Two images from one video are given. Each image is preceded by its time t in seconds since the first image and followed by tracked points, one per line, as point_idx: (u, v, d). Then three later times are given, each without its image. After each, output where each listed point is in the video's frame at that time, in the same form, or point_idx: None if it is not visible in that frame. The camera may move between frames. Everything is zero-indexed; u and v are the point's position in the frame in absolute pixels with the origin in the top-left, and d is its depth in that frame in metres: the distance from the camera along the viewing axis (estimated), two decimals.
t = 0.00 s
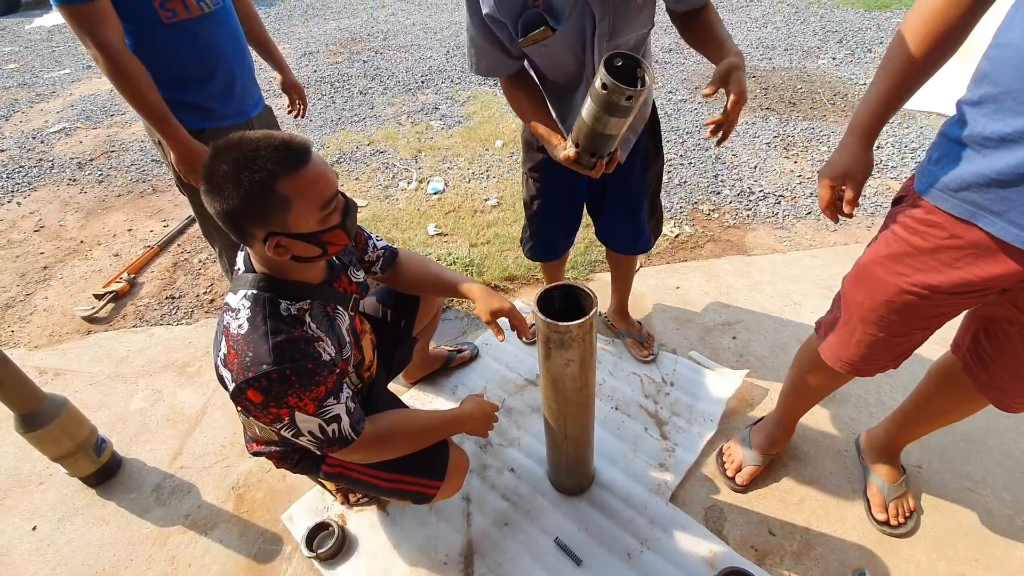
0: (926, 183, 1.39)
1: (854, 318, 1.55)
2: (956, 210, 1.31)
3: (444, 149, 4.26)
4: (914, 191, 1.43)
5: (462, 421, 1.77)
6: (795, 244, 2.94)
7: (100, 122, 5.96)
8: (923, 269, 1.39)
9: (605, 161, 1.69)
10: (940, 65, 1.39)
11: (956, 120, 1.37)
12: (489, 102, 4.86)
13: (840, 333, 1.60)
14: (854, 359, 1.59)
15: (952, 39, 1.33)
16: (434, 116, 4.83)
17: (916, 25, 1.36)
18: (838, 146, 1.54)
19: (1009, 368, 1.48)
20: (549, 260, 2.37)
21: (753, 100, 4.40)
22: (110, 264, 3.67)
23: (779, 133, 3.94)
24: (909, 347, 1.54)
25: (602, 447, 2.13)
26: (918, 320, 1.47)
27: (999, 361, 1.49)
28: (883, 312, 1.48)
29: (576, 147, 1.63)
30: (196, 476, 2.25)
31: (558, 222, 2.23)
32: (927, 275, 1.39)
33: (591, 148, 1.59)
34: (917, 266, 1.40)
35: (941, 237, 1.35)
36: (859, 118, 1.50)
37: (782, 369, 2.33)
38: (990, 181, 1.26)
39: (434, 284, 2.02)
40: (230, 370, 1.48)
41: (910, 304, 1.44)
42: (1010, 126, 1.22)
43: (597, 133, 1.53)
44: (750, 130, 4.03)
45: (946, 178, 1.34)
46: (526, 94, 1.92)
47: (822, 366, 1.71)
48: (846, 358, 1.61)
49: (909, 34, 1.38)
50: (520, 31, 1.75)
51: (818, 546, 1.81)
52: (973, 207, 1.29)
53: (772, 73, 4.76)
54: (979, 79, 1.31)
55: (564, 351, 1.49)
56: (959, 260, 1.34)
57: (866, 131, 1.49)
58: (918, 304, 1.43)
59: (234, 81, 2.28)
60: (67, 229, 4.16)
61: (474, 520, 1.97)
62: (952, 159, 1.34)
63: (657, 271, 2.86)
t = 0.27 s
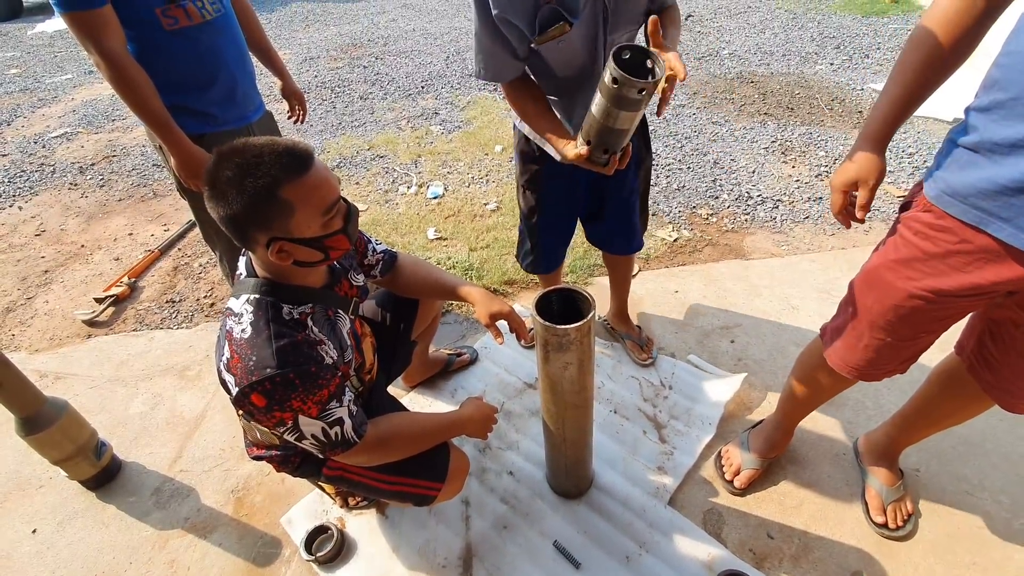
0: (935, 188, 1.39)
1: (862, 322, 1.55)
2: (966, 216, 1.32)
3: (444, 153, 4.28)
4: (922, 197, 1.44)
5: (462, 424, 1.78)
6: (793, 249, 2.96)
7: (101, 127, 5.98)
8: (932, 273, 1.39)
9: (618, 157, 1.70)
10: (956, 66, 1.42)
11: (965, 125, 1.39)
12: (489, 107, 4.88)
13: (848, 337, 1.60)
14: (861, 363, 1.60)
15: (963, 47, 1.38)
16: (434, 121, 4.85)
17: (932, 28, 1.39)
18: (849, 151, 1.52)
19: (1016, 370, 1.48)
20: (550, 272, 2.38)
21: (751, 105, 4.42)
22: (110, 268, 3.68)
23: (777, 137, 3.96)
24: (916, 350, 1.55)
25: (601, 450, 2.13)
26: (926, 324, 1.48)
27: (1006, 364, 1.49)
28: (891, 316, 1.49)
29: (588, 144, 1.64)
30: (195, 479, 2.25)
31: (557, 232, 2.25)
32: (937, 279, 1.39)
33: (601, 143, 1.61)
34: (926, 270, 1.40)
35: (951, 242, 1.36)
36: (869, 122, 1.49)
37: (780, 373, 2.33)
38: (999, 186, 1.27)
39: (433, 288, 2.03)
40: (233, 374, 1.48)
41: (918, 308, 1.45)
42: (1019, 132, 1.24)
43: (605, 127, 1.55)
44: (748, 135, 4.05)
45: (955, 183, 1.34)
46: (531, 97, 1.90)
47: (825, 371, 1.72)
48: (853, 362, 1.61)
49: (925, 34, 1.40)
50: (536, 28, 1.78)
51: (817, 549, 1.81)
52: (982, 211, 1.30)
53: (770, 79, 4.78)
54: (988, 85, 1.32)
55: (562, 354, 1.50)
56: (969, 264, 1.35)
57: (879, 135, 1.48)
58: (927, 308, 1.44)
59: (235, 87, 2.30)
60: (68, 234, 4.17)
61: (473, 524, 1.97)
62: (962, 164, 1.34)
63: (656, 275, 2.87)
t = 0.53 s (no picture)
0: (940, 186, 1.40)
1: (865, 318, 1.56)
2: (968, 214, 1.34)
3: (444, 157, 4.29)
4: (926, 195, 1.45)
5: (462, 426, 1.79)
6: (792, 251, 2.97)
7: (103, 131, 6.00)
8: (934, 269, 1.41)
9: (648, 149, 1.73)
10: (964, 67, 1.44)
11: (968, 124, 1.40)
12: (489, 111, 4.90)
13: (850, 334, 1.61)
14: (863, 359, 1.60)
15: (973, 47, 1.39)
16: (434, 124, 4.87)
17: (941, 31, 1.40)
18: (859, 148, 1.53)
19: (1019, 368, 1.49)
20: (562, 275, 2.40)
21: (750, 109, 4.44)
22: (112, 271, 3.69)
23: (776, 141, 3.98)
24: (917, 346, 1.56)
25: (601, 452, 2.14)
26: (927, 321, 1.48)
27: (1007, 361, 1.50)
28: (893, 312, 1.50)
29: (621, 135, 1.66)
30: (196, 481, 2.26)
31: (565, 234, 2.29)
32: (939, 275, 1.41)
33: (635, 134, 1.64)
34: (929, 266, 1.42)
35: (954, 239, 1.37)
36: (879, 121, 1.51)
37: (778, 375, 2.34)
38: (1003, 185, 1.28)
39: (433, 290, 2.05)
40: (236, 375, 1.49)
41: (921, 305, 1.46)
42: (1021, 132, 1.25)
43: (643, 115, 1.57)
44: (747, 138, 4.06)
45: (959, 183, 1.36)
46: (546, 93, 1.88)
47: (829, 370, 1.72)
48: (854, 358, 1.62)
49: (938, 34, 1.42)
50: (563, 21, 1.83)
51: (815, 550, 1.82)
52: (984, 210, 1.31)
53: (769, 83, 4.80)
54: (992, 86, 1.34)
55: (562, 356, 1.51)
56: (970, 261, 1.37)
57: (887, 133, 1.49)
58: (929, 304, 1.45)
59: (236, 90, 2.31)
60: (70, 236, 4.18)
61: (473, 525, 1.98)
62: (966, 163, 1.35)
63: (655, 278, 2.88)
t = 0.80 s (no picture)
0: (931, 173, 1.45)
1: (859, 310, 1.59)
2: (954, 201, 1.38)
3: (443, 161, 4.31)
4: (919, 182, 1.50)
5: (461, 428, 1.79)
6: (789, 254, 2.98)
7: (103, 135, 6.02)
8: (920, 254, 1.45)
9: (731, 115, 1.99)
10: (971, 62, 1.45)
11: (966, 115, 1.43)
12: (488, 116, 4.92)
13: (843, 321, 1.65)
14: (855, 346, 1.64)
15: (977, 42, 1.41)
16: (434, 129, 4.89)
17: (946, 29, 1.43)
18: (864, 139, 1.57)
19: (1009, 361, 1.51)
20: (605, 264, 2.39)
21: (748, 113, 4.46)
22: (112, 275, 3.70)
23: (774, 145, 3.99)
24: (912, 338, 1.59)
25: (599, 454, 2.14)
26: (918, 309, 1.51)
27: (997, 355, 1.52)
28: (882, 298, 1.54)
29: (713, 103, 1.89)
30: (195, 484, 2.26)
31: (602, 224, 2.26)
32: (930, 260, 1.44)
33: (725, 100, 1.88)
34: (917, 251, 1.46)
35: (940, 224, 1.41)
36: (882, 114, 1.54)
37: (776, 378, 2.35)
38: (989, 177, 1.32)
39: (433, 293, 2.05)
40: (236, 378, 1.50)
41: (909, 290, 1.49)
42: (1009, 124, 1.29)
43: (739, 80, 1.82)
44: (745, 142, 4.08)
45: (949, 171, 1.40)
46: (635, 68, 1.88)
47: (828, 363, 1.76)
48: (847, 345, 1.66)
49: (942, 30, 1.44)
50: None
51: (813, 552, 1.82)
52: (967, 198, 1.36)
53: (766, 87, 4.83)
54: (989, 78, 1.36)
55: (560, 357, 1.52)
56: (960, 245, 1.40)
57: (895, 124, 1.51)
58: (917, 290, 1.48)
59: (237, 94, 2.32)
60: (70, 240, 4.20)
61: (471, 527, 1.98)
62: (956, 150, 1.40)
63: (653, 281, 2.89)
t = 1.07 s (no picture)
0: (916, 176, 1.49)
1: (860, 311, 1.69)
2: (933, 204, 1.43)
3: (439, 166, 4.32)
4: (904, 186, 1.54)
5: (455, 433, 1.79)
6: (783, 258, 2.99)
7: (101, 142, 6.03)
8: (908, 259, 1.51)
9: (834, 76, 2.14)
10: (962, 59, 1.46)
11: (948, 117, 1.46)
12: (484, 121, 4.94)
13: (854, 325, 1.73)
14: (865, 348, 1.72)
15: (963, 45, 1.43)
16: (430, 134, 4.90)
17: (934, 29, 1.44)
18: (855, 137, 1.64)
19: (996, 359, 1.51)
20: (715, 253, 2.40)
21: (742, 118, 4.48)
22: (108, 281, 3.70)
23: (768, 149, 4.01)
24: (915, 341, 1.65)
25: (593, 458, 2.14)
26: (915, 312, 1.57)
27: (983, 354, 1.53)
28: (882, 304, 1.60)
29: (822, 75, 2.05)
30: (189, 489, 2.26)
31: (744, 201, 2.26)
32: (916, 264, 1.50)
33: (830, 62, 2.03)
34: (905, 256, 1.52)
35: (924, 228, 1.47)
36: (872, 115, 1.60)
37: (769, 381, 2.36)
38: (965, 174, 1.36)
39: (427, 299, 2.05)
40: (229, 386, 1.50)
41: (902, 295, 1.55)
42: (986, 122, 1.32)
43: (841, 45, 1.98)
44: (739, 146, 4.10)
45: (931, 172, 1.44)
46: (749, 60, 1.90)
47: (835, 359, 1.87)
48: (858, 349, 1.74)
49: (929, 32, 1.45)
50: None
51: (806, 555, 1.82)
52: (944, 198, 1.40)
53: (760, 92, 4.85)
54: (970, 79, 1.38)
55: (551, 362, 1.52)
56: (942, 249, 1.44)
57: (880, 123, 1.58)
58: (910, 294, 1.54)
59: (234, 101, 2.34)
60: (66, 247, 4.20)
61: (465, 532, 1.98)
62: (938, 152, 1.43)
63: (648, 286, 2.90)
